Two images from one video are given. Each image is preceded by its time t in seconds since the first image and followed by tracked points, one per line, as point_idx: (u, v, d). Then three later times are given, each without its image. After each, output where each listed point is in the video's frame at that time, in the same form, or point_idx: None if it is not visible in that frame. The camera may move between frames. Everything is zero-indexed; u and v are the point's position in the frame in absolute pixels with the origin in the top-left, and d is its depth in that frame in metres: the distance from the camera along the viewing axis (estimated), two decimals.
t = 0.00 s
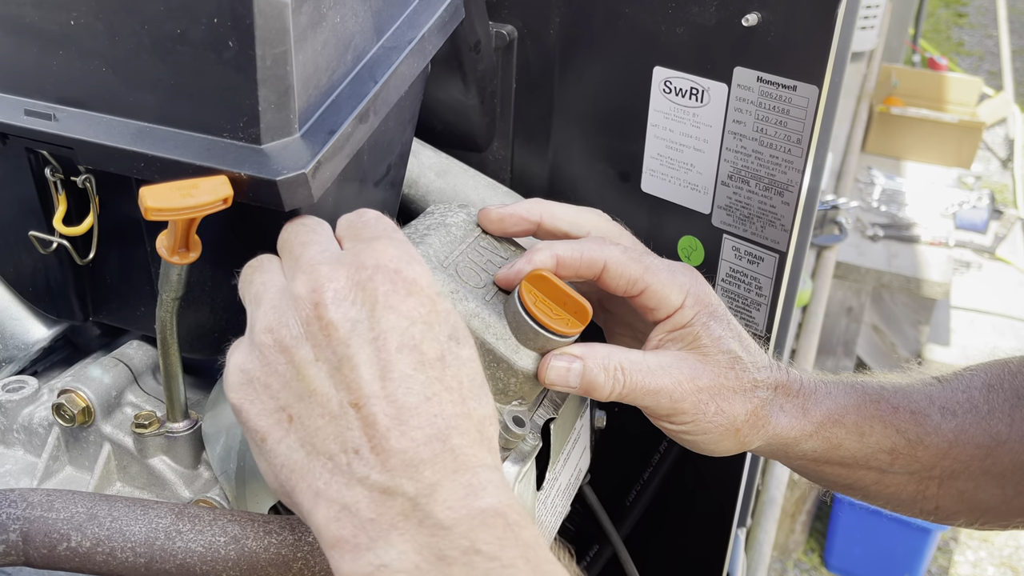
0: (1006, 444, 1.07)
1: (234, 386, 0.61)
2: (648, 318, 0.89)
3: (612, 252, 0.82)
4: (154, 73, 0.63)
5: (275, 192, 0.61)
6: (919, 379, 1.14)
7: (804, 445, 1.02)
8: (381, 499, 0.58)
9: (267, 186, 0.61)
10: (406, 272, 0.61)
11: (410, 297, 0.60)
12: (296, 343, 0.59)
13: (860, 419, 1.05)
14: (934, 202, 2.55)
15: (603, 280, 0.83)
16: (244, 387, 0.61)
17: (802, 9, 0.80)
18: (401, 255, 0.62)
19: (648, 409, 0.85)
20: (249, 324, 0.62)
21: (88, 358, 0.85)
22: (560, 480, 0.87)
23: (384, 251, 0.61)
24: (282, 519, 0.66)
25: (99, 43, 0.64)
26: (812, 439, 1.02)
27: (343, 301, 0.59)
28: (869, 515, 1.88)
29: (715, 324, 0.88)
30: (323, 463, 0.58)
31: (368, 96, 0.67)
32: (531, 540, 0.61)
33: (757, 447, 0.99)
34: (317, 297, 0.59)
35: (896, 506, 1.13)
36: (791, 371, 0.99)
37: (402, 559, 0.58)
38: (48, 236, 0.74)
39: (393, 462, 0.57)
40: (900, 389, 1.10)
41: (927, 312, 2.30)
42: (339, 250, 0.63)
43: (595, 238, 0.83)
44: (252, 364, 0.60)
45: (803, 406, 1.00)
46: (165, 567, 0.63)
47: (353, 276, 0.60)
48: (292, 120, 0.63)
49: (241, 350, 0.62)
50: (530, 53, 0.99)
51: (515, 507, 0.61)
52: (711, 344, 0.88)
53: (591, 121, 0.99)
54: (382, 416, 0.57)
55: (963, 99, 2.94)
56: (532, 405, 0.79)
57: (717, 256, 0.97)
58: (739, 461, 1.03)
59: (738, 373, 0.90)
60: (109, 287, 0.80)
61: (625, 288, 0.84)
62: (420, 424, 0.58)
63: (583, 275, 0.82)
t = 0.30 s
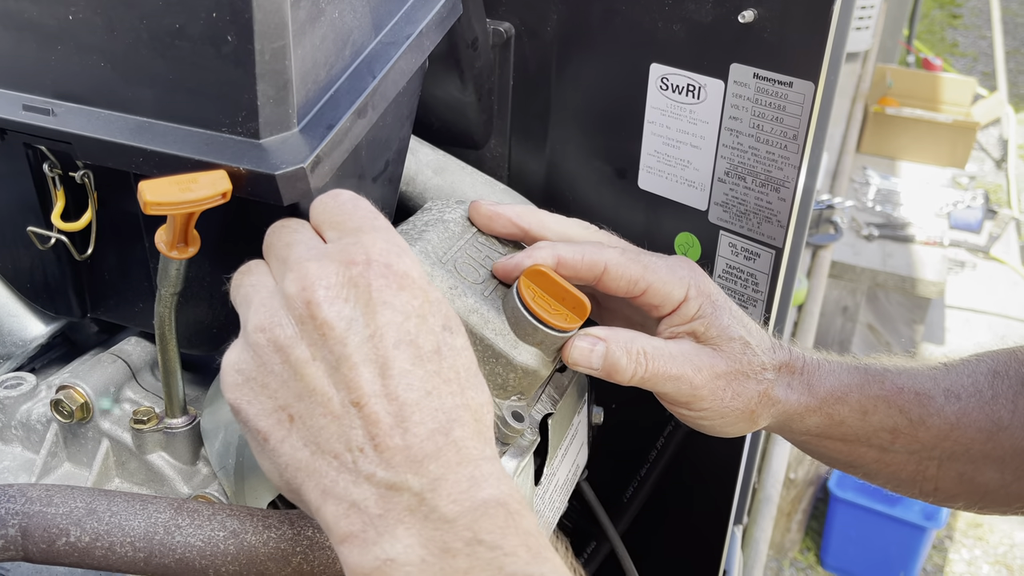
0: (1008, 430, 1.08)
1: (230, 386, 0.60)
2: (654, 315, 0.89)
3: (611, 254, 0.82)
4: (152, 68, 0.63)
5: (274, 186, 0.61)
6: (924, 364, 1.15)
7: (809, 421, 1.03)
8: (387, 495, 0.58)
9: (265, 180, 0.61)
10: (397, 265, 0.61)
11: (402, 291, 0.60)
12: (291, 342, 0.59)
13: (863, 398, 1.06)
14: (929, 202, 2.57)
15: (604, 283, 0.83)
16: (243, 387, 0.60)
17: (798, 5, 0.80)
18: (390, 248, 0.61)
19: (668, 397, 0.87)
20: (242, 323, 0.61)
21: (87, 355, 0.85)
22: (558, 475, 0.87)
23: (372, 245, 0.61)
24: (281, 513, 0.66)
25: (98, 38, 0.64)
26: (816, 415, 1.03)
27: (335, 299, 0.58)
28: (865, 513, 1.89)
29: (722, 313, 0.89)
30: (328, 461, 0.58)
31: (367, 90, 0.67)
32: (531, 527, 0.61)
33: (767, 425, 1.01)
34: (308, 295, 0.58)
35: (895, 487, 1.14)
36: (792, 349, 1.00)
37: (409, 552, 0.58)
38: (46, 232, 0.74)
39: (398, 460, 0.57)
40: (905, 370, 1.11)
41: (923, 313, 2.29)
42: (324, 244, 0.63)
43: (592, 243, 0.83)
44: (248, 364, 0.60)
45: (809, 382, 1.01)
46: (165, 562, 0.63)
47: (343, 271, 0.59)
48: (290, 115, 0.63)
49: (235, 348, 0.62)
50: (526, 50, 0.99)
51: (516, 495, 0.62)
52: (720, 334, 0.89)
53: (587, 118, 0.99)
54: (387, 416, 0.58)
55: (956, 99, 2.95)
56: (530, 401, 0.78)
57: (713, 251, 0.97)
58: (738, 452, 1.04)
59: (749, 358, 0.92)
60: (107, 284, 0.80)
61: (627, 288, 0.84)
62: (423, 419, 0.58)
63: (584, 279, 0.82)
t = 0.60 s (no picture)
0: (992, 422, 1.09)
1: (244, 397, 0.61)
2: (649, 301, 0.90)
3: (611, 238, 0.82)
4: (151, 67, 0.63)
5: (273, 184, 0.61)
6: (911, 356, 1.15)
7: (796, 411, 1.04)
8: (401, 504, 0.58)
9: (265, 179, 0.61)
10: (406, 273, 0.61)
11: (413, 300, 0.60)
12: (303, 353, 0.59)
13: (850, 389, 1.06)
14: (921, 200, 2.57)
15: (604, 268, 0.84)
16: (256, 398, 0.61)
17: (793, 4, 0.80)
18: (400, 255, 0.62)
19: (664, 385, 0.87)
20: (253, 332, 0.61)
21: (84, 354, 0.85)
22: (558, 471, 0.88)
23: (382, 253, 0.61)
24: (281, 511, 0.66)
25: (97, 38, 0.64)
26: (803, 404, 1.04)
27: (347, 310, 0.59)
28: (859, 510, 1.90)
29: (717, 300, 0.89)
30: (345, 472, 0.59)
31: (365, 89, 0.67)
32: (541, 533, 0.61)
33: (756, 414, 1.02)
34: (319, 306, 0.59)
35: (881, 478, 1.15)
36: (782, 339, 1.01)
37: (422, 561, 0.59)
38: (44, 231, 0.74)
39: (412, 470, 0.58)
40: (892, 362, 1.12)
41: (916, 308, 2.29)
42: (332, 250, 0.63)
43: (592, 226, 0.83)
44: (261, 375, 0.61)
45: (797, 372, 1.02)
46: (165, 560, 0.64)
47: (354, 280, 0.60)
48: (289, 113, 0.63)
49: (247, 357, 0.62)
50: (522, 48, 1.00)
51: (527, 501, 0.62)
52: (715, 321, 0.89)
53: (583, 117, 1.00)
54: (398, 426, 0.58)
55: (949, 97, 2.96)
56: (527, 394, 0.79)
57: (709, 249, 0.98)
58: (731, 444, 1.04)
59: (742, 345, 0.92)
60: (104, 282, 0.80)
61: (626, 274, 0.85)
62: (435, 428, 0.58)
63: (585, 264, 0.83)
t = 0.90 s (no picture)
0: (986, 417, 1.09)
1: (250, 384, 0.61)
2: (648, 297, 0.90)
3: (609, 234, 0.83)
4: (150, 69, 0.63)
5: (271, 185, 0.61)
6: (905, 352, 1.16)
7: (792, 408, 1.05)
8: (408, 486, 0.59)
9: (263, 180, 0.61)
10: (407, 257, 0.61)
11: (414, 284, 0.60)
12: (307, 340, 0.59)
13: (845, 386, 1.07)
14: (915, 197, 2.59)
15: (603, 264, 0.84)
16: (260, 387, 0.61)
17: (789, 4, 0.81)
18: (400, 240, 0.62)
19: (662, 384, 0.88)
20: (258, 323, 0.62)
21: (82, 355, 0.85)
22: (553, 471, 0.88)
23: (382, 239, 0.61)
24: (281, 511, 0.67)
25: (95, 40, 0.64)
26: (799, 401, 1.04)
27: (348, 295, 0.59)
28: (854, 507, 1.90)
29: (715, 298, 0.89)
30: (351, 455, 0.59)
31: (363, 90, 0.68)
32: (550, 515, 0.62)
33: (753, 412, 1.02)
34: (320, 292, 0.59)
35: (876, 475, 1.15)
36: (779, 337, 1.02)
37: (430, 542, 0.59)
38: (42, 233, 0.74)
39: (418, 450, 0.58)
40: (887, 358, 1.12)
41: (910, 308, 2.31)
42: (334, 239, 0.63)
43: (591, 222, 0.84)
44: (266, 363, 0.61)
45: (793, 370, 1.03)
46: (165, 560, 0.64)
47: (354, 265, 0.60)
48: (288, 115, 0.64)
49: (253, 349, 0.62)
50: (518, 48, 1.00)
51: (535, 484, 0.62)
52: (713, 319, 0.89)
53: (579, 117, 1.00)
54: (401, 408, 0.58)
55: (942, 95, 2.97)
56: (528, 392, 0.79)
57: (706, 249, 0.98)
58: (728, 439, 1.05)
59: (739, 343, 0.92)
60: (102, 284, 0.80)
61: (625, 270, 0.85)
62: (440, 409, 0.59)
63: (583, 260, 0.83)
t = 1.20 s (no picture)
0: (985, 424, 1.10)
1: (249, 399, 0.60)
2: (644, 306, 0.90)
3: (606, 243, 0.83)
4: (147, 72, 0.63)
5: (269, 188, 0.61)
6: (902, 360, 1.16)
7: (789, 421, 1.05)
8: (413, 502, 0.59)
9: (262, 184, 0.61)
10: (413, 273, 0.61)
11: (420, 300, 0.61)
12: (311, 354, 0.59)
13: (843, 398, 1.08)
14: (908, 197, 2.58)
15: (599, 272, 0.84)
16: (262, 400, 0.60)
17: (785, 6, 0.81)
18: (405, 257, 0.62)
19: (654, 395, 0.88)
20: (258, 336, 0.61)
21: (79, 359, 0.85)
22: (552, 473, 0.88)
23: (388, 253, 0.61)
24: (280, 515, 0.66)
25: (92, 43, 0.64)
26: (797, 415, 1.05)
27: (353, 310, 0.59)
28: (849, 506, 1.91)
29: (710, 310, 0.89)
30: (354, 471, 0.59)
31: (361, 93, 0.68)
32: (555, 534, 0.62)
33: (747, 424, 1.02)
34: (325, 306, 0.59)
35: (876, 483, 1.16)
36: (776, 351, 1.03)
37: (433, 560, 0.60)
38: (39, 237, 0.74)
39: (423, 468, 0.59)
40: (883, 368, 1.13)
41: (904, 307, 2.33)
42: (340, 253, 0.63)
43: (588, 230, 0.84)
44: (267, 378, 0.60)
45: (789, 384, 1.03)
46: (164, 565, 0.64)
47: (361, 280, 0.60)
48: (287, 119, 0.64)
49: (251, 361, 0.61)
50: (514, 51, 1.00)
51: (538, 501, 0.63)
52: (708, 330, 0.90)
53: (575, 119, 1.00)
54: (405, 425, 0.59)
55: (935, 95, 2.98)
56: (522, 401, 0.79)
57: (703, 249, 0.98)
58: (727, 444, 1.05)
59: (734, 355, 0.93)
60: (99, 287, 0.79)
61: (621, 278, 0.85)
62: (445, 425, 0.59)
63: (579, 268, 0.83)
